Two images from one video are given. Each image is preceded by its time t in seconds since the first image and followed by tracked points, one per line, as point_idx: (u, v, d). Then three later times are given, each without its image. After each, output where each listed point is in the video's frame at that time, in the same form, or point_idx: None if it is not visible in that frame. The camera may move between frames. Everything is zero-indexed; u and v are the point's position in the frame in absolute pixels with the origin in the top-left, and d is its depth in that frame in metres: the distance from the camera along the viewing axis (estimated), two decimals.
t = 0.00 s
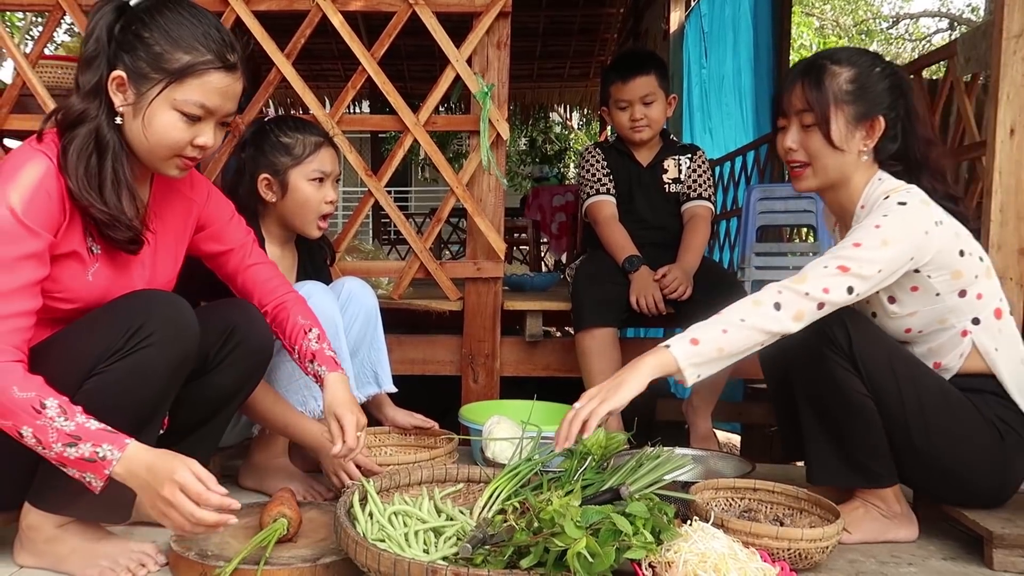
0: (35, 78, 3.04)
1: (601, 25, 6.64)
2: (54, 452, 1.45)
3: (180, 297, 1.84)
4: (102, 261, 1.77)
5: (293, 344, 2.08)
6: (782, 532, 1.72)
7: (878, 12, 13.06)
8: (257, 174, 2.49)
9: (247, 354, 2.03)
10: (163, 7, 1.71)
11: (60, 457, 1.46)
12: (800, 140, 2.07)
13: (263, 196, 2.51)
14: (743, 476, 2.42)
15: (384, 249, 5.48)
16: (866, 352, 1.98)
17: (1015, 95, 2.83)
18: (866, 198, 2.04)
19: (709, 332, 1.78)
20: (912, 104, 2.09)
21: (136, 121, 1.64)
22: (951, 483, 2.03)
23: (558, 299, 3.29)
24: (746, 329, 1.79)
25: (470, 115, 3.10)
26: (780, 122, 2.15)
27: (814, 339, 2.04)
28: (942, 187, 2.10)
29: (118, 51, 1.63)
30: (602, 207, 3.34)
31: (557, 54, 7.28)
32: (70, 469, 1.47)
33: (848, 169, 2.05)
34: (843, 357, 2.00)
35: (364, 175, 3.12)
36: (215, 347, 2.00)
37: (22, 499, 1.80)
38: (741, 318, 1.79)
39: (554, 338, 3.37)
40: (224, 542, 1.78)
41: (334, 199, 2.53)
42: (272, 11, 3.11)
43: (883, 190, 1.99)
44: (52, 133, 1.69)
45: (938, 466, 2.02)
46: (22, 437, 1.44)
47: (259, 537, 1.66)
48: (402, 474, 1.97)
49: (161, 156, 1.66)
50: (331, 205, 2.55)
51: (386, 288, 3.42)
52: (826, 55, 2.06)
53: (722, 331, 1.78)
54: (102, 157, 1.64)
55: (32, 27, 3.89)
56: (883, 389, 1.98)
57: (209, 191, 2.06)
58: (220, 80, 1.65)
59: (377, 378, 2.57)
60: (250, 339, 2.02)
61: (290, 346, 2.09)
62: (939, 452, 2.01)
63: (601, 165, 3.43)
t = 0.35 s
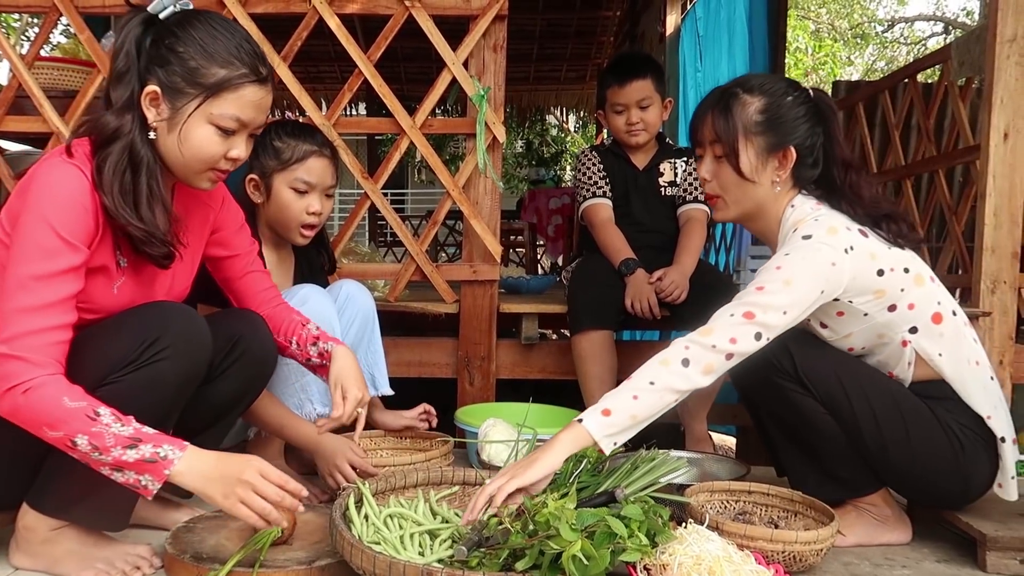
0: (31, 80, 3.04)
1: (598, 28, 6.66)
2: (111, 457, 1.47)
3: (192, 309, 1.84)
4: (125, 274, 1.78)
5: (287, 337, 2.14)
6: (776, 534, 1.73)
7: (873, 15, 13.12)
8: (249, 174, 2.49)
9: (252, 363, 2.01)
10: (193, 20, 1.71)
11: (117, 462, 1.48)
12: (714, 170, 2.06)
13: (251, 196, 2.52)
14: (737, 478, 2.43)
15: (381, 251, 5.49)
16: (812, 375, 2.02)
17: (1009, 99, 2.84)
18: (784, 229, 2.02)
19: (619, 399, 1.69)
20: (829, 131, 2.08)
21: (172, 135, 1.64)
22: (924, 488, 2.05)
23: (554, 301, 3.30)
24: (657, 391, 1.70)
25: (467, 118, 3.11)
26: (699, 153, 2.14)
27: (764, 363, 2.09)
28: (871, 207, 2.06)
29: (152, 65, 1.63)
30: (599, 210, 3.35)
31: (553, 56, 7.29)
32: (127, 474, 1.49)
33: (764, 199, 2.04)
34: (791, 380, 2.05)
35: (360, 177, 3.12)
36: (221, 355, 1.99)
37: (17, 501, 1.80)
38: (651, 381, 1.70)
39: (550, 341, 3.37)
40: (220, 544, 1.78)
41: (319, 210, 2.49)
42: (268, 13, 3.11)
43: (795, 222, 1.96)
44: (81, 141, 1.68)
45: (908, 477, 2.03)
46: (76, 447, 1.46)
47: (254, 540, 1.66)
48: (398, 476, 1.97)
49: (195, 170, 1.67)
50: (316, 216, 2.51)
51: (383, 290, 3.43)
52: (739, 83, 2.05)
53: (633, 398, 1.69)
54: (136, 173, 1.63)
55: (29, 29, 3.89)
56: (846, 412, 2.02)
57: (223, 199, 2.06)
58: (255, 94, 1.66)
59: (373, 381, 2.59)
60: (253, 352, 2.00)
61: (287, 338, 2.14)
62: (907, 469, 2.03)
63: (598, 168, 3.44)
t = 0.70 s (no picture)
0: (32, 78, 3.03)
1: (599, 31, 6.67)
2: (184, 445, 1.48)
3: (198, 312, 1.84)
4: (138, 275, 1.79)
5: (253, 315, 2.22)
6: (775, 537, 1.72)
7: (874, 20, 13.15)
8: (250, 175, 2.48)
9: (253, 365, 2.01)
10: (209, 22, 1.71)
11: (190, 451, 1.48)
12: (702, 186, 2.06)
13: (254, 197, 2.52)
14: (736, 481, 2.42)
15: (382, 253, 5.50)
16: (808, 380, 2.02)
17: (1011, 104, 2.84)
18: (773, 239, 2.02)
19: (615, 413, 1.68)
20: (818, 141, 2.06)
21: (190, 137, 1.64)
22: (924, 493, 2.04)
23: (553, 303, 3.30)
24: (652, 408, 1.69)
25: (469, 119, 3.11)
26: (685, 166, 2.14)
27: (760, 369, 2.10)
28: (854, 216, 2.02)
29: (170, 67, 1.63)
30: (599, 212, 3.34)
31: (555, 59, 7.30)
32: (199, 463, 1.49)
33: (752, 211, 2.03)
34: (787, 385, 2.06)
35: (361, 178, 3.12)
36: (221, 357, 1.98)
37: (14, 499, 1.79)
38: (646, 396, 1.69)
39: (550, 342, 3.37)
40: (218, 544, 1.77)
41: (322, 215, 2.49)
42: (270, 13, 3.11)
43: (781, 233, 1.96)
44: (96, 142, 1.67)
45: (906, 481, 2.03)
46: (146, 440, 1.47)
47: (252, 539, 1.65)
48: (397, 477, 1.97)
49: (211, 172, 1.67)
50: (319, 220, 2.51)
51: (383, 291, 3.43)
52: (723, 96, 2.04)
53: (627, 414, 1.68)
54: (151, 175, 1.63)
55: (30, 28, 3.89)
56: (841, 417, 2.02)
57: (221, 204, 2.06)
58: (272, 97, 1.67)
59: (374, 381, 2.55)
60: (254, 353, 2.00)
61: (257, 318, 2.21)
62: (903, 475, 2.03)
63: (598, 170, 3.44)
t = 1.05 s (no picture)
0: (25, 74, 3.02)
1: (595, 31, 6.67)
2: (298, 423, 1.51)
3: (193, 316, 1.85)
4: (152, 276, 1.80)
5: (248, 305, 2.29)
6: (767, 537, 1.72)
7: (869, 24, 13.21)
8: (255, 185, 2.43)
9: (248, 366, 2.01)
10: (224, 26, 1.70)
11: (305, 429, 1.51)
12: (757, 163, 2.08)
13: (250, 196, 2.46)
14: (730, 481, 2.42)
15: (376, 252, 5.49)
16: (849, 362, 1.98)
17: (1004, 107, 2.85)
18: (832, 218, 2.03)
19: (724, 380, 1.69)
20: (873, 122, 2.08)
21: (209, 141, 1.64)
22: (939, 490, 2.04)
23: (547, 303, 3.29)
24: (761, 388, 1.68)
25: (464, 118, 3.10)
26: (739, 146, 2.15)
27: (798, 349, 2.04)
28: (899, 198, 2.07)
29: (188, 72, 1.62)
30: (593, 211, 3.34)
31: (550, 59, 7.30)
32: (306, 445, 1.52)
33: (806, 190, 2.06)
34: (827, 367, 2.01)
35: (356, 176, 3.11)
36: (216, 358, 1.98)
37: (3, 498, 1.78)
38: (761, 377, 1.68)
39: (544, 342, 3.37)
40: (209, 543, 1.76)
41: (318, 215, 2.48)
42: (264, 10, 3.09)
43: (850, 209, 1.98)
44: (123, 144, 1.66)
45: (924, 474, 2.02)
46: (264, 416, 1.49)
47: (242, 538, 1.64)
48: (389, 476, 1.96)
49: (229, 175, 1.67)
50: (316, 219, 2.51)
51: (377, 290, 3.42)
52: (779, 75, 2.05)
53: (735, 386, 1.68)
54: (179, 180, 1.63)
55: (23, 23, 3.87)
56: (870, 402, 1.99)
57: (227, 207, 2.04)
58: (290, 100, 1.67)
59: (367, 381, 2.49)
60: (251, 354, 2.00)
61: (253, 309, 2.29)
62: (926, 468, 2.02)
63: (592, 170, 3.44)
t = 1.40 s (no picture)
0: (23, 74, 3.02)
1: (593, 32, 6.68)
2: (422, 421, 1.57)
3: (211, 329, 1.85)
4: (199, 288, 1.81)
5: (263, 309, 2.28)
6: (763, 538, 1.73)
7: (867, 25, 13.24)
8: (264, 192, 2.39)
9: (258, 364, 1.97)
10: (273, 46, 1.73)
11: (428, 427, 1.57)
12: (841, 160, 2.04)
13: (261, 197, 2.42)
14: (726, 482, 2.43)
15: (373, 252, 5.49)
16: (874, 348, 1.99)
17: (1001, 109, 2.86)
18: (923, 198, 2.08)
19: (839, 365, 1.86)
20: (948, 99, 2.07)
21: (266, 161, 1.67)
22: (947, 486, 2.03)
23: (545, 303, 3.30)
24: (872, 381, 1.84)
25: (462, 119, 3.10)
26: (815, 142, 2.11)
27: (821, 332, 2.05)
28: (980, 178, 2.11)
29: (243, 93, 1.65)
30: (589, 212, 3.35)
31: (549, 59, 7.31)
32: (427, 442, 1.57)
33: (896, 177, 2.05)
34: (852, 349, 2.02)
35: (354, 176, 3.11)
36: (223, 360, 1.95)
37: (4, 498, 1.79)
38: (874, 371, 1.83)
39: (541, 343, 3.37)
40: (206, 542, 1.77)
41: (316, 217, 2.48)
42: (263, 11, 3.10)
43: (947, 193, 2.03)
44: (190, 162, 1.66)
45: (935, 467, 2.02)
46: (392, 413, 1.56)
47: (240, 538, 1.65)
48: (386, 476, 1.97)
49: (283, 193, 1.70)
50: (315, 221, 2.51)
51: (375, 290, 3.43)
52: (852, 70, 2.03)
53: (847, 373, 1.86)
54: (245, 196, 1.65)
55: (21, 23, 3.88)
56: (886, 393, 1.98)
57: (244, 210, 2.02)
58: (340, 117, 1.71)
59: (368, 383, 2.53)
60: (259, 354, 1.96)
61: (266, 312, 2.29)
62: (937, 461, 2.01)
63: (589, 171, 3.44)
